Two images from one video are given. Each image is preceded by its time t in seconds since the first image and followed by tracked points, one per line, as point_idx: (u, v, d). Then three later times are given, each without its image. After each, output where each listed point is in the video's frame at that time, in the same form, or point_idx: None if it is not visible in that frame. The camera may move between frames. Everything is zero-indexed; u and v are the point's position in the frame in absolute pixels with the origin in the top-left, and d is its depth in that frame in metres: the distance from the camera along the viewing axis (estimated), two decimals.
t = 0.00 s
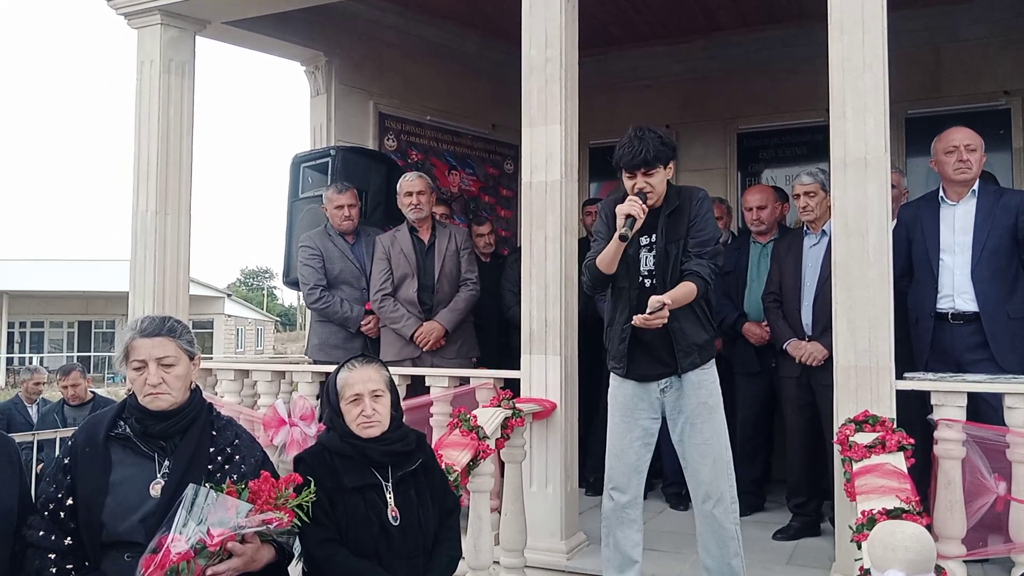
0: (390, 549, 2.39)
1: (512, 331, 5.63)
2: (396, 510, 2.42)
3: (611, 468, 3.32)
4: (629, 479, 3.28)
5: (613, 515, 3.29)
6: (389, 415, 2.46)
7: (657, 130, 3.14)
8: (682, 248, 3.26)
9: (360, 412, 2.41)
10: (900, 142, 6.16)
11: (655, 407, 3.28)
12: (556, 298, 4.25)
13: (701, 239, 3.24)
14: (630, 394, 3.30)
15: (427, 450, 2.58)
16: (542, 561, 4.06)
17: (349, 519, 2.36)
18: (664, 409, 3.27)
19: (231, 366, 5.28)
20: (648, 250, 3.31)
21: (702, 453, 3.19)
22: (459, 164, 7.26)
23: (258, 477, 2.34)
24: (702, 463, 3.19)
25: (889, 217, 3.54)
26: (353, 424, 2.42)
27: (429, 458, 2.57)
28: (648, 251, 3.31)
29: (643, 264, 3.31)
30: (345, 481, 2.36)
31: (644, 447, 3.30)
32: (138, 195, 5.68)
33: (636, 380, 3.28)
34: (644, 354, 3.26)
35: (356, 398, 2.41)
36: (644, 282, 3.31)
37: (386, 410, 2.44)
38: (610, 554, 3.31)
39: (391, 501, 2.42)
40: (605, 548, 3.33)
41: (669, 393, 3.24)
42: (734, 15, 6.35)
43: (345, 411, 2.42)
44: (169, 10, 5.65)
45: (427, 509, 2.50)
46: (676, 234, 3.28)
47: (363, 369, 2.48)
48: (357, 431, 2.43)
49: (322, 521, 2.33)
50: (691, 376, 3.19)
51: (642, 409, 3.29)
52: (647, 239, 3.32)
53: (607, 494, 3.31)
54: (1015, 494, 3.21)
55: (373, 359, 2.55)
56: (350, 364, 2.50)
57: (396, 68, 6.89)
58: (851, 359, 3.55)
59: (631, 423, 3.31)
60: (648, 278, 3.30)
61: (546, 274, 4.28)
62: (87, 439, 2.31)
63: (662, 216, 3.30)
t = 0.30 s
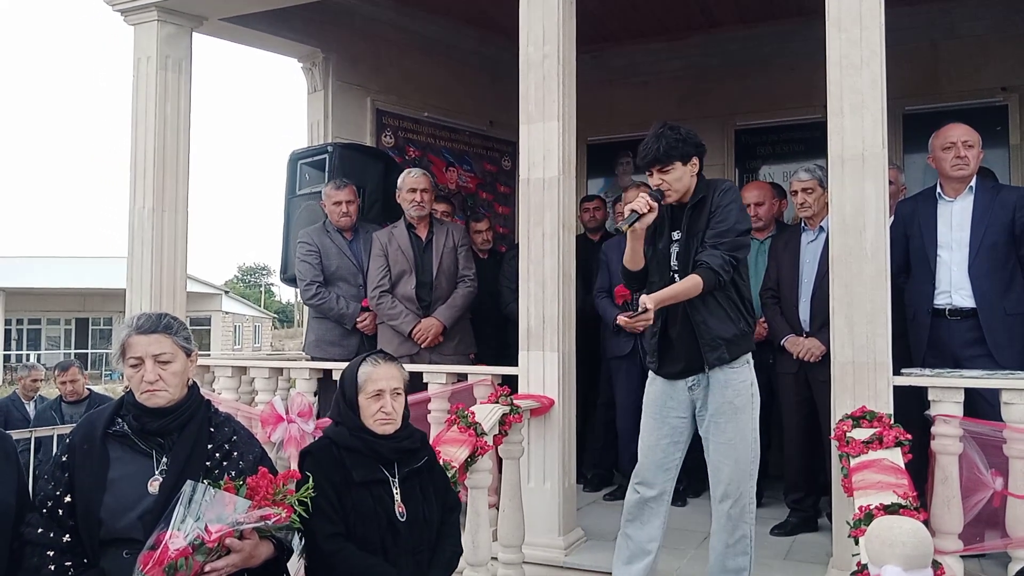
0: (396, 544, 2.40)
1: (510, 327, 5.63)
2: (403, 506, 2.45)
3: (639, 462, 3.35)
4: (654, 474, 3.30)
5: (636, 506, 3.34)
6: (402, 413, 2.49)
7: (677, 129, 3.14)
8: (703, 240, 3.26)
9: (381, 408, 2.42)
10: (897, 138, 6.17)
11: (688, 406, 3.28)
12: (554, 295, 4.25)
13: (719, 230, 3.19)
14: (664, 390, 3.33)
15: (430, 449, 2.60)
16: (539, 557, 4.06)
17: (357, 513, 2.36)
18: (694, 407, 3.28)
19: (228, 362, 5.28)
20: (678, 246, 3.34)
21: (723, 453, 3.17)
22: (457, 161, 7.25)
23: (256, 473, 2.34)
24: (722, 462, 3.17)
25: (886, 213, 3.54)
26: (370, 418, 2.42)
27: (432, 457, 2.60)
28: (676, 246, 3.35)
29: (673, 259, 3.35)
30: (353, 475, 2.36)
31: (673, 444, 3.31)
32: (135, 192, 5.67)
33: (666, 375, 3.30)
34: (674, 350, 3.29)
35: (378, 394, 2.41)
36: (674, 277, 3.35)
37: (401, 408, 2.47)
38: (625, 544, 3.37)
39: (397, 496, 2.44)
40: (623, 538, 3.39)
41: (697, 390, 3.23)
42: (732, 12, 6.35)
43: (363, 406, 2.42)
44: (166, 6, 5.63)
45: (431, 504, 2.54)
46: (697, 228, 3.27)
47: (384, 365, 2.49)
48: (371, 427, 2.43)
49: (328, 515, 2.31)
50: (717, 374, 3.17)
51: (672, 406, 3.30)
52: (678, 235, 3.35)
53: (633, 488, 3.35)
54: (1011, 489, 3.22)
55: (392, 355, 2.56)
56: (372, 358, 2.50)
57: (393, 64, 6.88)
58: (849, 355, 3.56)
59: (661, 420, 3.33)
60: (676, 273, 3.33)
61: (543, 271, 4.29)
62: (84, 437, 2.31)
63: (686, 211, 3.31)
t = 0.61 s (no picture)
0: (397, 541, 2.41)
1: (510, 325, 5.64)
2: (405, 503, 2.45)
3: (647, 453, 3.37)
4: (661, 467, 3.31)
5: (644, 498, 3.34)
6: (407, 413, 2.48)
7: (689, 128, 3.21)
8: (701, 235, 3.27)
9: (387, 407, 2.42)
10: (898, 134, 6.16)
11: (690, 398, 3.28)
12: (555, 292, 4.25)
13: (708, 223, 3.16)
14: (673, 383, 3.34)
15: (431, 446, 2.61)
16: (540, 554, 4.07)
17: (359, 509, 2.37)
18: (698, 401, 3.27)
19: (229, 360, 5.28)
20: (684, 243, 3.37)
21: (722, 451, 3.17)
22: (457, 158, 7.25)
23: (259, 471, 2.35)
24: (720, 461, 3.18)
25: (886, 209, 3.54)
26: (375, 417, 2.43)
27: (433, 454, 2.60)
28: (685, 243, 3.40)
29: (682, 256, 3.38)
30: (355, 471, 2.37)
31: (680, 437, 3.31)
32: (135, 190, 5.68)
33: (675, 370, 3.34)
34: (682, 345, 3.33)
35: (385, 393, 2.42)
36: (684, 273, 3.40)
37: (406, 407, 2.47)
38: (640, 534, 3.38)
39: (400, 494, 2.44)
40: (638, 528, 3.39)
41: (700, 386, 3.24)
42: (732, 8, 6.34)
43: (369, 404, 2.42)
44: (165, 4, 5.63)
45: (432, 501, 2.54)
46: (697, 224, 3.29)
47: (393, 364, 2.49)
48: (376, 425, 2.44)
49: (331, 512, 2.32)
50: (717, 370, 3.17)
51: (678, 398, 3.32)
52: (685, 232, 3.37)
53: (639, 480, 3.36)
54: (1012, 485, 3.23)
55: (400, 354, 2.56)
56: (380, 356, 2.50)
57: (393, 62, 6.88)
58: (849, 351, 3.56)
59: (668, 411, 3.35)
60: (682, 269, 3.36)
61: (544, 268, 4.29)
62: (87, 435, 2.32)
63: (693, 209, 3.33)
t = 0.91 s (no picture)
0: (390, 538, 2.42)
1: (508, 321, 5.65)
2: (399, 500, 2.45)
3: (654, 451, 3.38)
4: (666, 464, 3.32)
5: (653, 497, 3.35)
6: (405, 411, 2.48)
7: (687, 122, 3.25)
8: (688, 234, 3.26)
9: (384, 404, 2.42)
10: (894, 131, 6.17)
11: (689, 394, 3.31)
12: (551, 288, 4.25)
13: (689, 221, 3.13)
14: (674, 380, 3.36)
15: (428, 442, 2.61)
16: (537, 550, 4.07)
17: (353, 506, 2.37)
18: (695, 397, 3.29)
19: (226, 358, 5.28)
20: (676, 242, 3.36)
21: (712, 447, 3.19)
22: (453, 155, 7.25)
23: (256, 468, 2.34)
24: (711, 457, 3.19)
25: (883, 205, 3.55)
26: (372, 414, 2.43)
27: (429, 451, 2.60)
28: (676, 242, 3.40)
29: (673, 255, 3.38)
30: (350, 468, 2.37)
31: (684, 433, 3.33)
32: (131, 187, 5.67)
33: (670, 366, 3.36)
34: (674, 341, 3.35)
35: (384, 390, 2.42)
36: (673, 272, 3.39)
37: (404, 406, 2.47)
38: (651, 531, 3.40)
39: (394, 491, 2.45)
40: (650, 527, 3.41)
41: (693, 381, 3.26)
42: (729, 4, 6.34)
43: (367, 400, 2.42)
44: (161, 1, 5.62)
45: (427, 499, 2.54)
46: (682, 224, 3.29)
47: (393, 361, 2.48)
48: (373, 422, 2.44)
49: (324, 508, 2.33)
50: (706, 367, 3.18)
51: (679, 393, 3.34)
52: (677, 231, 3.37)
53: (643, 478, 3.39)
54: (1007, 481, 3.24)
55: (401, 351, 2.56)
56: (380, 353, 2.50)
57: (389, 58, 6.87)
58: (846, 347, 3.57)
59: (671, 407, 3.36)
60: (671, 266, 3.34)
61: (541, 265, 4.29)
62: (84, 432, 2.31)
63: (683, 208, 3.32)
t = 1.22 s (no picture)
0: (393, 534, 2.42)
1: (509, 318, 5.65)
2: (402, 497, 2.46)
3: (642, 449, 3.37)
4: (654, 462, 3.30)
5: (643, 496, 3.32)
6: (408, 410, 2.49)
7: (679, 124, 3.25)
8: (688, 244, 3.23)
9: (388, 403, 2.42)
10: (895, 127, 6.16)
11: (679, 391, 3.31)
12: (553, 285, 4.26)
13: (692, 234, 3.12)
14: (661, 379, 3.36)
15: (431, 439, 2.61)
16: (538, 546, 4.08)
17: (356, 502, 2.38)
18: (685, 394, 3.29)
19: (228, 355, 5.29)
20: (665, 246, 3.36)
21: (707, 443, 3.18)
22: (454, 152, 7.24)
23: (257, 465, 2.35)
24: (706, 453, 3.19)
25: (884, 201, 3.55)
26: (376, 412, 2.43)
27: (432, 448, 2.60)
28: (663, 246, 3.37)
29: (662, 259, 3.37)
30: (354, 465, 2.38)
31: (672, 430, 3.33)
32: (132, 185, 5.67)
33: (662, 369, 3.36)
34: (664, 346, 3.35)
35: (389, 389, 2.42)
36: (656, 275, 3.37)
37: (408, 405, 2.47)
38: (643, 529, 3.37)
39: (397, 488, 2.45)
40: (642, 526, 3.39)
41: (684, 381, 3.26)
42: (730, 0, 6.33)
43: (371, 398, 2.43)
44: None
45: (430, 496, 2.54)
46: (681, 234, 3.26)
47: (399, 361, 2.48)
48: (377, 420, 2.44)
49: (327, 504, 2.33)
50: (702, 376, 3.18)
51: (665, 390, 3.34)
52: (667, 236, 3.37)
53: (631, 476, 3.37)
54: (1009, 477, 3.24)
55: (407, 350, 2.56)
56: (387, 352, 2.50)
57: (390, 55, 6.86)
58: (847, 344, 3.57)
59: (657, 404, 3.37)
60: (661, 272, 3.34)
61: (542, 262, 4.29)
62: (86, 429, 2.31)
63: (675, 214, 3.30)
